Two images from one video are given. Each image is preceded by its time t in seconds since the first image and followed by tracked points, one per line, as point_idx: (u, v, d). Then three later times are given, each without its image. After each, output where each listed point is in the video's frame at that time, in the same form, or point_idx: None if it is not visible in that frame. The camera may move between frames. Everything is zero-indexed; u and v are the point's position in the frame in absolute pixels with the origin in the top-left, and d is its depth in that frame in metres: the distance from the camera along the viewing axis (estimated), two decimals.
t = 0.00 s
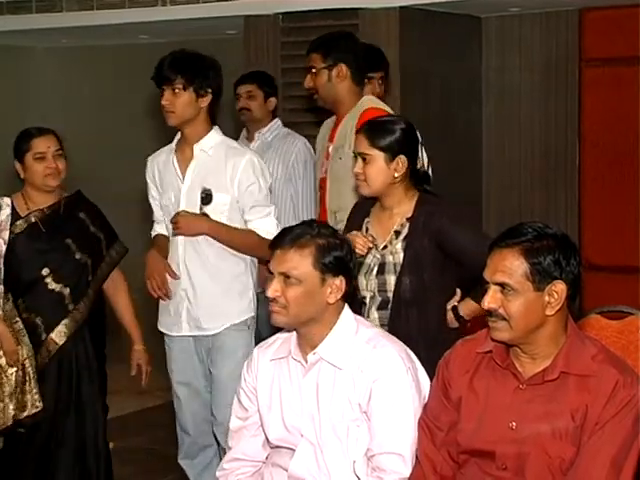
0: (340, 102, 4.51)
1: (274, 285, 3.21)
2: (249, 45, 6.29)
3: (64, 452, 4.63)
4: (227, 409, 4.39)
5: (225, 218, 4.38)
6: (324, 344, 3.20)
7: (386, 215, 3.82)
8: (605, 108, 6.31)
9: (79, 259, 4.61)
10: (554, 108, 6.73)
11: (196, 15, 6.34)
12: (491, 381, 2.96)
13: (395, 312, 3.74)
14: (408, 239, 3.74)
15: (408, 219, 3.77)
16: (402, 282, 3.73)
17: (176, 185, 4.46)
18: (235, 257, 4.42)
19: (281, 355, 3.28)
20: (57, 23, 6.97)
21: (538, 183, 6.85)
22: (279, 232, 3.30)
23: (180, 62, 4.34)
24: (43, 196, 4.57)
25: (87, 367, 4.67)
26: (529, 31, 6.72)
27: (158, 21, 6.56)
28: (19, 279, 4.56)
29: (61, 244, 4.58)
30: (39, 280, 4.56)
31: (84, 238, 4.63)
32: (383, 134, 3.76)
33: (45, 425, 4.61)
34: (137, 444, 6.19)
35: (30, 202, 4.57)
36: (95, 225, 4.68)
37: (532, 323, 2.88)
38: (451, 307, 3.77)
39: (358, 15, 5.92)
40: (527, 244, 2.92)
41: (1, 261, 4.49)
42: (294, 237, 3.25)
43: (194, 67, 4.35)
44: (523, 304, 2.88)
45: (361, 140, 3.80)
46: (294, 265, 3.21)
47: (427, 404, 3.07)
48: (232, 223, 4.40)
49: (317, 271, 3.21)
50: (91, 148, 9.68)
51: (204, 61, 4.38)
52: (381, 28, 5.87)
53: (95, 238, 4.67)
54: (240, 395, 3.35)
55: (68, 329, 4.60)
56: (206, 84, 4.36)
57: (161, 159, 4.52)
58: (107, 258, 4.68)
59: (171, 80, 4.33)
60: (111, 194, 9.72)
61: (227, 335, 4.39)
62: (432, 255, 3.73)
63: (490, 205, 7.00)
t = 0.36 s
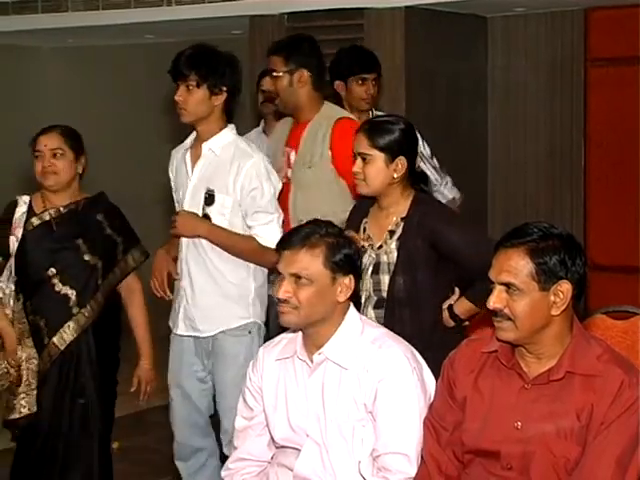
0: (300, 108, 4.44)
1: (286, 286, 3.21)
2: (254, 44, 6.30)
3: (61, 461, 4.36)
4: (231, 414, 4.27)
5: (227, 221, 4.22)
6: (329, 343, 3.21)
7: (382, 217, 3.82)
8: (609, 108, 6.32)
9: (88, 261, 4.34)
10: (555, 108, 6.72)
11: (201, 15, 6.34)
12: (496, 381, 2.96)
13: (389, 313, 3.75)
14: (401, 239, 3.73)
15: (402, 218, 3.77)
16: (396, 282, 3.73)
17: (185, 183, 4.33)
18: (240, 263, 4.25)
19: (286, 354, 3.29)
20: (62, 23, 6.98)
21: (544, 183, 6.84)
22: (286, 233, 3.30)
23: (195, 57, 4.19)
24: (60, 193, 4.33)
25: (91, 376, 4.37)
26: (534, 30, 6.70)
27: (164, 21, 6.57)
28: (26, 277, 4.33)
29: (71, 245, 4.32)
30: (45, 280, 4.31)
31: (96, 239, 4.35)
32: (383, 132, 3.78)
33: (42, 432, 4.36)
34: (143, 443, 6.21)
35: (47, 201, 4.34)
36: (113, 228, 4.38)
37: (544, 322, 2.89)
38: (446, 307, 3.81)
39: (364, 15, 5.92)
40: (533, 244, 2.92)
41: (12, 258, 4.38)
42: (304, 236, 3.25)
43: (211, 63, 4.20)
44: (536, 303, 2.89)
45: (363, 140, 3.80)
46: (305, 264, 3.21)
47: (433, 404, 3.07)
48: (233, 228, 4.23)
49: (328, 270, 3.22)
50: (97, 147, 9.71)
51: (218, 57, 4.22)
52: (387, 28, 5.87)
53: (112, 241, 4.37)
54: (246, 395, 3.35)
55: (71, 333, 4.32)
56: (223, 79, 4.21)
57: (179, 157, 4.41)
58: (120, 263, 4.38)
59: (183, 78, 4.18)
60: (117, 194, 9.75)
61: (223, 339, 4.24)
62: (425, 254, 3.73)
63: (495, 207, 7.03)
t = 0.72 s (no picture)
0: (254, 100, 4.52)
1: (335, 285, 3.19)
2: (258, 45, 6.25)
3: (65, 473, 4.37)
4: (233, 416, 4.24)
5: (228, 224, 4.20)
6: (333, 343, 3.21)
7: (393, 217, 3.86)
8: (612, 108, 6.28)
9: (86, 272, 4.26)
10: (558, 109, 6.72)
11: (206, 15, 6.33)
12: (500, 381, 2.96)
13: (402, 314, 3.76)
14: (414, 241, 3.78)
15: (414, 220, 3.81)
16: (411, 282, 3.75)
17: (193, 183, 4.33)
18: (240, 266, 4.21)
19: (289, 354, 3.30)
20: (68, 23, 6.98)
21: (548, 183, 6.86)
22: (295, 234, 3.29)
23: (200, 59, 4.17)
24: (62, 197, 4.27)
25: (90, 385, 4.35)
26: (538, 31, 6.67)
27: (168, 21, 6.56)
28: (25, 290, 4.27)
29: (69, 256, 4.24)
30: (43, 293, 4.24)
31: (95, 249, 4.25)
32: (394, 128, 3.83)
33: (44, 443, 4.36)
34: (148, 443, 6.20)
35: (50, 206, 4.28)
36: (115, 233, 4.27)
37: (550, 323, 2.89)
38: (459, 306, 3.77)
39: (368, 15, 5.90)
40: (537, 244, 2.91)
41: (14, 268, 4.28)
42: (323, 240, 3.24)
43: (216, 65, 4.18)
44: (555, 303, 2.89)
45: (374, 142, 3.84)
46: (330, 265, 3.21)
47: (436, 404, 3.07)
48: (234, 231, 4.20)
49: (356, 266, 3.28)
50: (102, 147, 9.71)
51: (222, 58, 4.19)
52: (390, 28, 5.85)
53: (113, 249, 4.26)
54: (249, 396, 3.36)
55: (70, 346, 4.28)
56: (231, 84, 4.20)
57: (186, 157, 4.43)
58: (127, 269, 4.26)
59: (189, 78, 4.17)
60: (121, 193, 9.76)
61: (223, 342, 4.23)
62: (439, 255, 3.77)
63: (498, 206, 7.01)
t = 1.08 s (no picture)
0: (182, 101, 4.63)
1: (335, 291, 3.19)
2: (258, 46, 6.05)
3: (48, 478, 4.28)
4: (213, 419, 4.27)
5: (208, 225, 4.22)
6: (334, 343, 3.20)
7: (417, 222, 3.87)
8: (614, 109, 6.15)
9: (60, 271, 4.15)
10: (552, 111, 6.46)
11: (207, 15, 6.20)
12: (501, 381, 2.96)
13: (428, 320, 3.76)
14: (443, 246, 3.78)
15: (444, 223, 3.82)
16: (438, 288, 3.75)
17: (185, 183, 4.33)
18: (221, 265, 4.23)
19: (289, 354, 3.30)
20: (69, 24, 6.87)
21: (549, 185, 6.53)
22: (296, 236, 3.29)
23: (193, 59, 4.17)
24: (32, 195, 4.17)
25: (69, 387, 4.26)
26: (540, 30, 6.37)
27: (169, 21, 6.43)
28: None
29: (41, 256, 4.14)
30: (15, 295, 4.14)
31: (69, 247, 4.15)
32: (426, 127, 3.86)
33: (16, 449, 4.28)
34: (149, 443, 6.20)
35: (22, 206, 4.19)
36: (89, 231, 4.17)
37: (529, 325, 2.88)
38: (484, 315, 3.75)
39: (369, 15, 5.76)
40: (538, 244, 2.91)
41: None
42: (326, 245, 3.24)
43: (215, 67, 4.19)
44: (544, 308, 2.88)
45: (409, 138, 3.85)
46: (332, 268, 3.21)
47: (437, 404, 3.07)
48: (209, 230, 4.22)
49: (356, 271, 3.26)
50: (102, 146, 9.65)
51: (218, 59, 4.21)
52: (391, 28, 5.70)
53: (87, 246, 4.17)
54: (248, 396, 3.36)
55: (45, 348, 4.19)
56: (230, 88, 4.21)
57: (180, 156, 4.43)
58: (103, 268, 4.18)
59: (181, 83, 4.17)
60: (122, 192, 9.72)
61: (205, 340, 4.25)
62: (469, 260, 3.77)
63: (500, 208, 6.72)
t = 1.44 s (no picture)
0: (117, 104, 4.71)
1: (324, 284, 3.20)
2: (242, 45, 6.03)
3: None
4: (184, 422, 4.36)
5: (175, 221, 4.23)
6: (319, 340, 3.21)
7: (437, 226, 3.73)
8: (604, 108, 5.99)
9: (29, 279, 4.03)
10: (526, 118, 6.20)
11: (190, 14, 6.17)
12: (485, 381, 2.98)
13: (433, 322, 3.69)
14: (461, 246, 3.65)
15: (466, 224, 3.68)
16: (462, 290, 3.58)
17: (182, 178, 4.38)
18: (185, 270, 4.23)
19: (275, 352, 3.31)
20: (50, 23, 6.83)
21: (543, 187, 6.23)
22: (282, 234, 3.29)
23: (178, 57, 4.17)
24: (7, 198, 4.04)
25: (40, 394, 4.08)
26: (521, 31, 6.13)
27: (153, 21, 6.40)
28: None
29: (11, 262, 4.01)
30: None
31: (40, 255, 4.03)
32: (450, 124, 3.67)
33: None
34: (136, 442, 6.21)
35: None
36: (62, 240, 4.05)
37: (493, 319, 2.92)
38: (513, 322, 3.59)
39: (352, 15, 5.72)
40: (522, 244, 2.92)
41: None
42: (314, 239, 3.25)
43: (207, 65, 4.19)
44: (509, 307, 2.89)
45: (434, 137, 3.67)
46: (322, 263, 3.22)
47: (421, 403, 3.08)
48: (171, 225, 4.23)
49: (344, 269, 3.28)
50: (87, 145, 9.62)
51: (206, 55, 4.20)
52: (374, 28, 5.65)
53: (59, 255, 4.05)
54: (234, 394, 3.37)
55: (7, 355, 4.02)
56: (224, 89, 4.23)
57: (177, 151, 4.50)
58: (74, 277, 4.09)
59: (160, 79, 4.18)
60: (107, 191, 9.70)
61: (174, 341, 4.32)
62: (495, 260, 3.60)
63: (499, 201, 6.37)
